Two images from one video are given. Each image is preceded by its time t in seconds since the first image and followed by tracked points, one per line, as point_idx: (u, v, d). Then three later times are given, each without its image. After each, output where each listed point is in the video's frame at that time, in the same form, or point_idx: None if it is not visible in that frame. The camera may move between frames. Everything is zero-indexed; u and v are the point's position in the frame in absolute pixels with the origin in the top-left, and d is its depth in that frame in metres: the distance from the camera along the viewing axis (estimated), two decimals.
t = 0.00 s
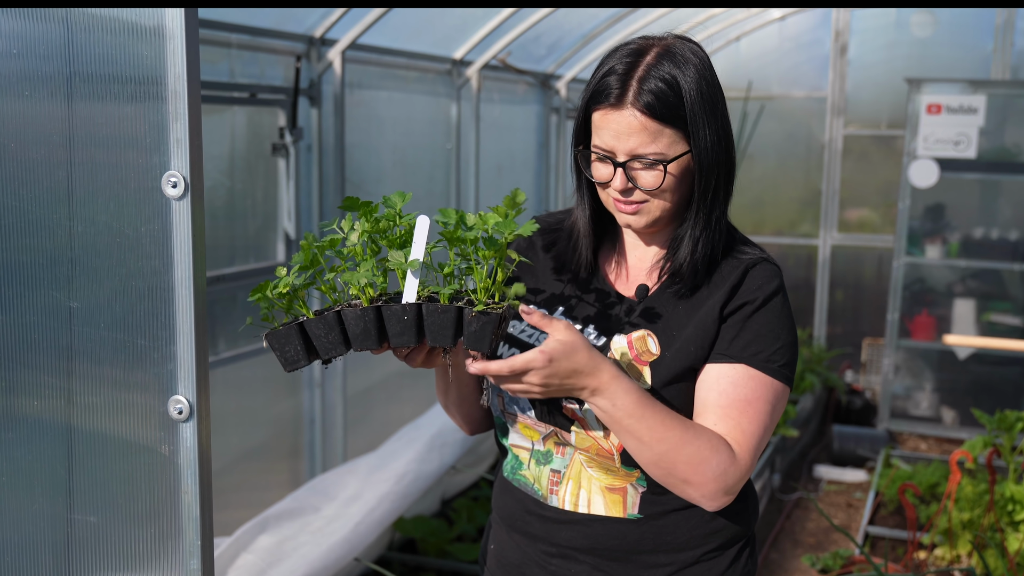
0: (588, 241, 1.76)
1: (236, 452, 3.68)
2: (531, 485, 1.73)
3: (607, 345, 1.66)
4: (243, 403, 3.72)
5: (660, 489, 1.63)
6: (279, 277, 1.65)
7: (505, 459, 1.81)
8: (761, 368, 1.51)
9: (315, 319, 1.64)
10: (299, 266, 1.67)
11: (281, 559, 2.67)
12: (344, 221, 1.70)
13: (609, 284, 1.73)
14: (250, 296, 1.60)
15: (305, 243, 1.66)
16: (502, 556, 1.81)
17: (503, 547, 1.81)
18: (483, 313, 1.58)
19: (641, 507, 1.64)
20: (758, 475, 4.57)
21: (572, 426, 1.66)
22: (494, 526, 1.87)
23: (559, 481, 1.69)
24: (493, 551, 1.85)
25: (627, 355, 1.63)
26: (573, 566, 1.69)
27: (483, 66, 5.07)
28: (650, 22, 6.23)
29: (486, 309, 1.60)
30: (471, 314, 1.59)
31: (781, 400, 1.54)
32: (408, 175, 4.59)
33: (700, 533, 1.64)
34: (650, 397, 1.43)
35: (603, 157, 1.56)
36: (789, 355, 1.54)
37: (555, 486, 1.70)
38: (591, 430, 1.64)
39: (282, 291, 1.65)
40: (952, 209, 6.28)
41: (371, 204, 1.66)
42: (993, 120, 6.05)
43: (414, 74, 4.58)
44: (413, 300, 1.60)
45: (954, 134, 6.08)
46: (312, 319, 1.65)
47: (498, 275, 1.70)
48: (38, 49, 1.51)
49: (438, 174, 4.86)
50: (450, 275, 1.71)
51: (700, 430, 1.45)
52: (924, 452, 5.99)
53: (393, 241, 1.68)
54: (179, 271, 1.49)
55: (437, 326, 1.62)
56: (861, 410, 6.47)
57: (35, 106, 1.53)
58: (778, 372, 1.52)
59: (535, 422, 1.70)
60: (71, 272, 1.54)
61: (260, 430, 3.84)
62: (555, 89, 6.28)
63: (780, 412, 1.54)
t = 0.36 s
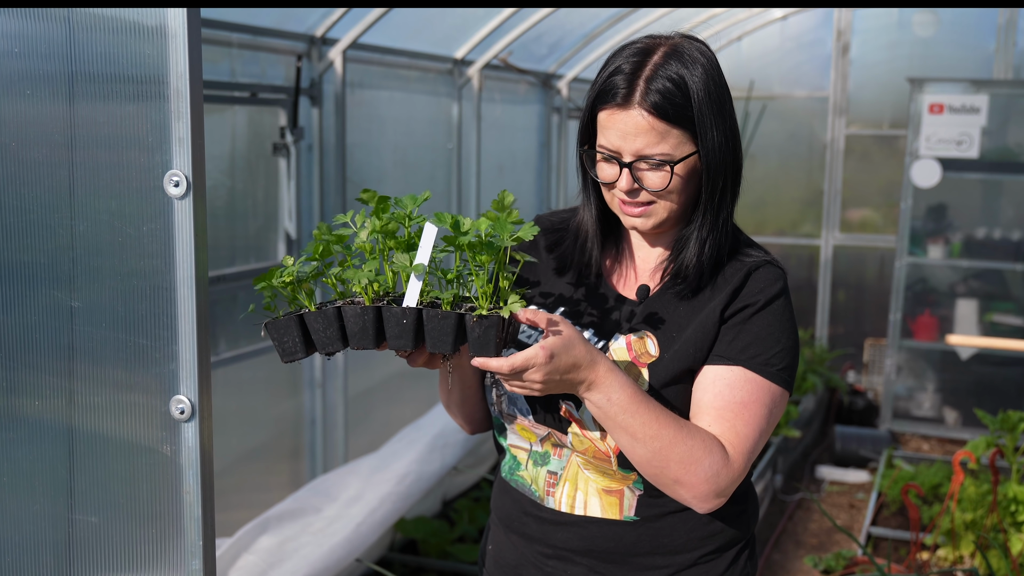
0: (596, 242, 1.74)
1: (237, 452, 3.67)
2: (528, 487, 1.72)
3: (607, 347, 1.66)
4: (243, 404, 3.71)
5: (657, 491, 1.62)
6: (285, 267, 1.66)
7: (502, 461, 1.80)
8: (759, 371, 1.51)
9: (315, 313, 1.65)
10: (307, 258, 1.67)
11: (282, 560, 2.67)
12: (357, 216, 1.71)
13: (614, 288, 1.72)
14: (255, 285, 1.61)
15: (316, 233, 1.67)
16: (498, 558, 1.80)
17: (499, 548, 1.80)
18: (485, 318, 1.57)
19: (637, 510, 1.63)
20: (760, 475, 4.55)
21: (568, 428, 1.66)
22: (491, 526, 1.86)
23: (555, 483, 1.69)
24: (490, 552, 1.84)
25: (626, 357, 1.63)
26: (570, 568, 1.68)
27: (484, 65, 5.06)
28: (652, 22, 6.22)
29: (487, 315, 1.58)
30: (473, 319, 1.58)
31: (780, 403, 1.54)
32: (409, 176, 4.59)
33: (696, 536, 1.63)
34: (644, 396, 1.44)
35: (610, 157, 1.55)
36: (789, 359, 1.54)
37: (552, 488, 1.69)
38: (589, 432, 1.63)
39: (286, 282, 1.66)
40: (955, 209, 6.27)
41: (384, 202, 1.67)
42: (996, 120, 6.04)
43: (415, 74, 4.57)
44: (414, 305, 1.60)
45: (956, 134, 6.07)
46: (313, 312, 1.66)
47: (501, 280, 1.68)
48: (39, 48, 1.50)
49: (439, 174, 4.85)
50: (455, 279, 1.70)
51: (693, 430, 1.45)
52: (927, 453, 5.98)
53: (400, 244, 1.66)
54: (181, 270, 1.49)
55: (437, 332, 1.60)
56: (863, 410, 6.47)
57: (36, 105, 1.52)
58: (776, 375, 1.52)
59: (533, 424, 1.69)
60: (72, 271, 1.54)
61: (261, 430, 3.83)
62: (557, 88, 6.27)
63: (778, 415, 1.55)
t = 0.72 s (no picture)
0: (598, 242, 1.72)
1: (238, 452, 3.66)
2: (530, 487, 1.71)
3: (609, 348, 1.65)
4: (244, 404, 3.70)
5: (659, 493, 1.61)
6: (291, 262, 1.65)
7: (505, 460, 1.78)
8: (762, 372, 1.50)
9: (320, 308, 1.63)
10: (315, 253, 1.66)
11: (284, 561, 2.65)
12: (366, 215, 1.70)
13: (616, 290, 1.70)
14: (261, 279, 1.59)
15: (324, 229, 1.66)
16: (500, 558, 1.79)
17: (501, 549, 1.79)
18: (489, 320, 1.55)
19: (639, 512, 1.62)
20: (763, 476, 4.54)
21: (570, 429, 1.64)
22: (493, 526, 1.85)
23: (558, 483, 1.67)
24: (492, 553, 1.82)
25: (628, 358, 1.62)
26: (571, 569, 1.67)
27: (486, 65, 5.05)
28: (654, 21, 6.21)
29: (491, 317, 1.56)
30: (477, 321, 1.56)
31: (783, 403, 1.53)
32: (411, 175, 4.58)
33: (698, 537, 1.62)
34: (648, 397, 1.43)
35: (610, 156, 1.54)
36: (792, 360, 1.52)
37: (554, 488, 1.67)
38: (590, 434, 1.61)
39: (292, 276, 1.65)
40: (958, 208, 6.25)
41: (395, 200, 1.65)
42: (999, 119, 6.01)
43: (417, 73, 4.56)
44: (418, 304, 1.58)
45: (959, 134, 6.06)
46: (317, 307, 1.64)
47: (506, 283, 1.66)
48: (41, 46, 1.49)
49: (440, 174, 4.84)
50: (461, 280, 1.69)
51: (696, 432, 1.44)
52: (930, 454, 5.96)
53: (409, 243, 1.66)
54: (183, 270, 1.47)
55: (441, 333, 1.59)
56: (866, 411, 6.48)
57: (38, 103, 1.51)
58: (780, 377, 1.50)
59: (535, 425, 1.68)
60: (74, 270, 1.52)
61: (262, 431, 3.82)
62: (559, 88, 6.26)
63: (781, 416, 1.54)
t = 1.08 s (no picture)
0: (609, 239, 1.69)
1: (239, 453, 3.65)
2: (528, 490, 1.70)
3: (606, 352, 1.64)
4: (244, 405, 3.69)
5: (657, 496, 1.61)
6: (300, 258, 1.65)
7: (503, 464, 1.77)
8: (760, 375, 1.49)
9: (326, 307, 1.64)
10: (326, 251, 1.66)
11: (284, 562, 2.65)
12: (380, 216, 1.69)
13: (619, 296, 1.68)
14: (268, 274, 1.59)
15: (335, 228, 1.66)
16: (499, 561, 1.78)
17: (500, 552, 1.79)
18: (495, 329, 1.54)
19: (638, 514, 1.62)
20: (764, 477, 4.53)
21: (568, 435, 1.64)
22: (491, 530, 1.84)
23: (556, 487, 1.66)
24: (490, 555, 1.82)
25: (625, 362, 1.61)
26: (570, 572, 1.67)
27: (487, 65, 5.05)
28: (656, 21, 6.20)
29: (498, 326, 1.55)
30: (483, 330, 1.55)
31: (781, 407, 1.52)
32: (412, 176, 4.57)
33: (697, 539, 1.62)
34: (647, 403, 1.42)
35: (635, 139, 1.52)
36: (790, 362, 1.52)
37: (552, 492, 1.66)
38: (588, 439, 1.62)
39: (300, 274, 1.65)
40: (959, 209, 6.24)
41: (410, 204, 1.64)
42: (1001, 119, 5.99)
43: (418, 74, 4.55)
44: (425, 312, 1.57)
45: (961, 134, 6.04)
46: (322, 306, 1.65)
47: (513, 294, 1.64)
48: (41, 47, 1.49)
49: (441, 174, 4.83)
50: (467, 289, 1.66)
51: (695, 437, 1.43)
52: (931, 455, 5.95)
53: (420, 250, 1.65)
54: (183, 270, 1.47)
55: (447, 342, 1.58)
56: (868, 412, 6.48)
57: (38, 104, 1.51)
58: (778, 380, 1.50)
59: (533, 430, 1.67)
60: (74, 272, 1.52)
61: (262, 432, 3.81)
62: (560, 88, 6.25)
63: (779, 419, 1.53)
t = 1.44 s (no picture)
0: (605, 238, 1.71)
1: (239, 455, 3.65)
2: (532, 494, 1.69)
3: (610, 358, 1.63)
4: (245, 406, 3.69)
5: (663, 499, 1.60)
6: (296, 279, 1.63)
7: (506, 468, 1.76)
8: (765, 380, 1.48)
9: (326, 327, 1.63)
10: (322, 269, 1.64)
11: (285, 564, 2.64)
12: (374, 231, 1.66)
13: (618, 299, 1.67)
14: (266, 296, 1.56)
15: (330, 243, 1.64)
16: (502, 565, 1.77)
17: (502, 556, 1.77)
18: (499, 344, 1.53)
19: (644, 518, 1.61)
20: (766, 479, 4.52)
21: (573, 438, 1.63)
22: (494, 533, 1.83)
23: (561, 491, 1.66)
24: (493, 559, 1.80)
25: (631, 368, 1.60)
26: None
27: (488, 66, 5.04)
28: (657, 22, 6.19)
29: (501, 341, 1.54)
30: (487, 345, 1.54)
31: (785, 410, 1.51)
32: (412, 177, 4.56)
33: (703, 542, 1.61)
34: (654, 410, 1.41)
35: (621, 149, 1.51)
36: (794, 365, 1.51)
37: (557, 496, 1.66)
38: (594, 444, 1.60)
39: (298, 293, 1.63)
40: (961, 210, 6.22)
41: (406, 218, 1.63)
42: (1004, 120, 5.98)
43: (418, 74, 4.54)
44: (428, 327, 1.56)
45: (964, 135, 6.03)
46: (322, 326, 1.64)
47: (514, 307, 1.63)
48: (41, 48, 1.48)
49: (442, 175, 4.83)
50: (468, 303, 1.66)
51: (703, 442, 1.43)
52: (934, 457, 5.93)
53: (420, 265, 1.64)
54: (183, 273, 1.46)
55: (449, 356, 1.57)
56: (870, 414, 6.49)
57: (38, 106, 1.50)
58: (783, 383, 1.49)
59: (539, 437, 1.66)
60: (74, 274, 1.51)
61: (263, 434, 3.80)
62: (561, 89, 6.23)
63: (785, 422, 1.52)
